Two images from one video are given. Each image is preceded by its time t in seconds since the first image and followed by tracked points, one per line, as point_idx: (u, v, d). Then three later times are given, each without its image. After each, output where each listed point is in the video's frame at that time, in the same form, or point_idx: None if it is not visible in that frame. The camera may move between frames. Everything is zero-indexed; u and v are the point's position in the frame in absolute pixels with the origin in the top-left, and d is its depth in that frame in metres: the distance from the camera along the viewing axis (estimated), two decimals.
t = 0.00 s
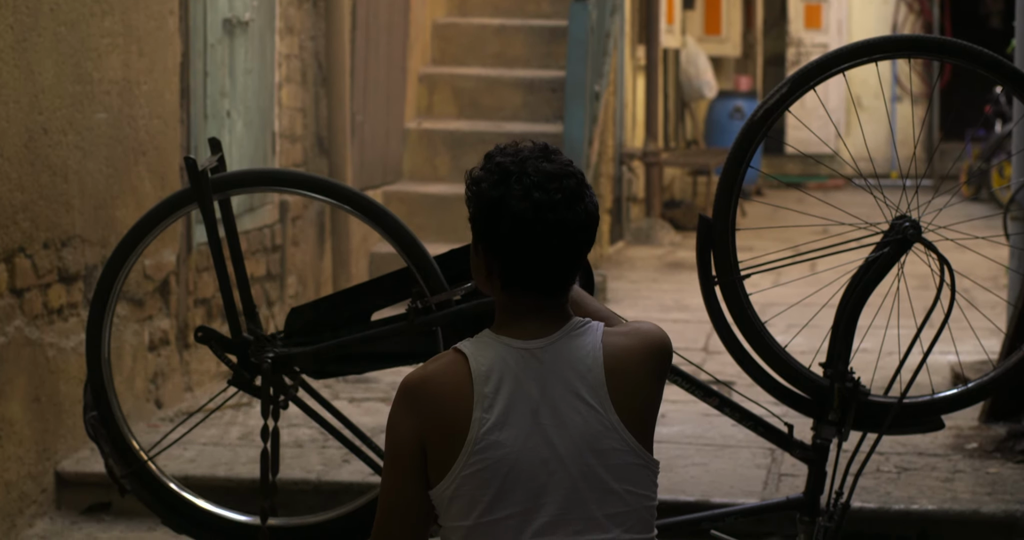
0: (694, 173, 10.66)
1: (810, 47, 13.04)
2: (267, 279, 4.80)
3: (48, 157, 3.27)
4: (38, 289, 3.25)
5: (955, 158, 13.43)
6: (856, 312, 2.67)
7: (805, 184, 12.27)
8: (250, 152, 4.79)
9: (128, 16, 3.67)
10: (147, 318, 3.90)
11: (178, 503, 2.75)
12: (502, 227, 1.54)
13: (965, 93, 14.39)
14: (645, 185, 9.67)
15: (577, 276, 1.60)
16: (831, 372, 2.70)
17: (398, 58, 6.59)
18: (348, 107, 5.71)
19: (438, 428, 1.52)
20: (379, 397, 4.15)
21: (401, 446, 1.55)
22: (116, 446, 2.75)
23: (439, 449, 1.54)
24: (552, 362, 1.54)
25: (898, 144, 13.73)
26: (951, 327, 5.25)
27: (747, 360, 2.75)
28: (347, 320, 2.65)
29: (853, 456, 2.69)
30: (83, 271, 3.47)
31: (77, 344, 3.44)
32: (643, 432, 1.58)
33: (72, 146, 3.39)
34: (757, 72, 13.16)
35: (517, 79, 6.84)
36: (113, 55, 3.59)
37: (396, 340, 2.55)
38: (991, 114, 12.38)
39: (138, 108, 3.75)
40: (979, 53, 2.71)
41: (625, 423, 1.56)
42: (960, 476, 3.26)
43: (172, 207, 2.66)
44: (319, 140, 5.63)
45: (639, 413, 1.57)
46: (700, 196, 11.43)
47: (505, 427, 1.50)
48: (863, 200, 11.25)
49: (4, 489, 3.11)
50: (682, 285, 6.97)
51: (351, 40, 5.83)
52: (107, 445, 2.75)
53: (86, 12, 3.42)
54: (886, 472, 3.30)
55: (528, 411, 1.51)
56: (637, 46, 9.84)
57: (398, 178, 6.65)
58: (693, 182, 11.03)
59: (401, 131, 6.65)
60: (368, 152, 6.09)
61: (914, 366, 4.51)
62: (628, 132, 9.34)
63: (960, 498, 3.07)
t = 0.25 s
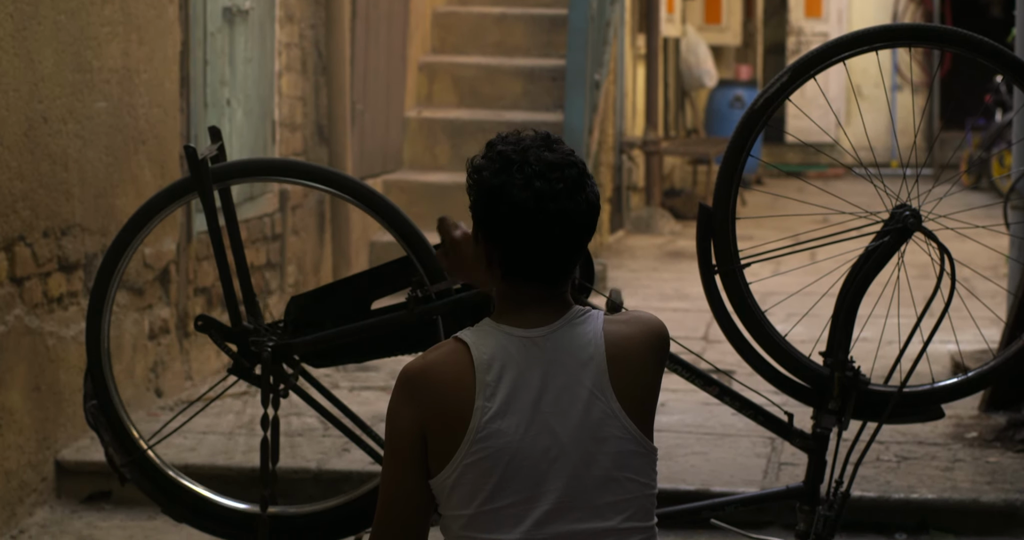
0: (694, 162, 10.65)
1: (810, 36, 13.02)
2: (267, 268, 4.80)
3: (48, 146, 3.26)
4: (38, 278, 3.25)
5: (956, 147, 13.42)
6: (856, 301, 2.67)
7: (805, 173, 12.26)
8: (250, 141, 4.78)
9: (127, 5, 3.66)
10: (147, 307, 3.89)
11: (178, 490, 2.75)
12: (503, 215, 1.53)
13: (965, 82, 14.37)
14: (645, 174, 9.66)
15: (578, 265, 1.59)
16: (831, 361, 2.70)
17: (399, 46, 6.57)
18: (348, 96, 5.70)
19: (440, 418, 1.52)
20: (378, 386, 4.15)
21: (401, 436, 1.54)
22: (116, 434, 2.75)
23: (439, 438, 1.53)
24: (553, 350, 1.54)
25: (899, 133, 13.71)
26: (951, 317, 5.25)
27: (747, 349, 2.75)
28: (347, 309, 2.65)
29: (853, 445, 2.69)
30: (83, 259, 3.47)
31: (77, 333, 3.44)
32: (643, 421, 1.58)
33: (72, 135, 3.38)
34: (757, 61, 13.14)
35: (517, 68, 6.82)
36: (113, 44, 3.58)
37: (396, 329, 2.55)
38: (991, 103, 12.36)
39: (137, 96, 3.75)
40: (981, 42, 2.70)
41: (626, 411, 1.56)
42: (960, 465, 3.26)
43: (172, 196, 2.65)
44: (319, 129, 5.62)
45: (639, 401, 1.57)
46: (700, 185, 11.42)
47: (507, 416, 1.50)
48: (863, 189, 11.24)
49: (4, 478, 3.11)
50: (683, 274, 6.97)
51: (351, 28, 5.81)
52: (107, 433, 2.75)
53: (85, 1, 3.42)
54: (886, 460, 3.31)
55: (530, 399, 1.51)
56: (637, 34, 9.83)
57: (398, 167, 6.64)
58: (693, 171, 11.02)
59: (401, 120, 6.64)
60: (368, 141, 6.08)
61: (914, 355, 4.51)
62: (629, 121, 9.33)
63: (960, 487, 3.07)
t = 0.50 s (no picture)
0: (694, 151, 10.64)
1: (810, 25, 13.00)
2: (267, 257, 4.79)
3: (48, 135, 3.26)
4: (38, 267, 3.25)
5: (956, 136, 13.41)
6: (856, 290, 2.67)
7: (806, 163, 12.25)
8: (250, 130, 4.78)
9: None
10: (147, 296, 3.89)
11: (177, 479, 2.75)
12: (500, 203, 1.53)
13: (966, 71, 14.36)
14: (645, 163, 9.65)
15: (576, 253, 1.59)
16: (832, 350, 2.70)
17: (399, 36, 6.56)
18: (348, 85, 5.69)
19: (439, 407, 1.52)
20: (378, 375, 4.15)
21: (400, 425, 1.54)
22: (116, 424, 2.75)
23: (438, 427, 1.53)
24: (552, 338, 1.54)
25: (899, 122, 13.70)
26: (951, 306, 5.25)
27: (747, 339, 2.75)
28: (347, 298, 2.65)
29: (853, 434, 2.69)
30: (83, 248, 3.47)
31: (77, 322, 3.44)
32: (642, 409, 1.58)
33: (72, 124, 3.38)
34: (757, 50, 13.11)
35: (517, 57, 6.81)
36: (112, 33, 3.57)
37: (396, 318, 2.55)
38: (991, 93, 12.35)
39: (137, 85, 3.74)
40: (980, 31, 2.69)
41: (625, 400, 1.56)
42: (960, 454, 3.26)
43: (172, 186, 2.65)
44: (319, 118, 5.61)
45: (639, 389, 1.57)
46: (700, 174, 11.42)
47: (506, 404, 1.50)
48: (863, 178, 11.23)
49: (4, 467, 3.11)
50: (683, 263, 6.97)
51: (351, 17, 5.80)
52: (107, 423, 2.75)
53: None
54: (886, 450, 3.31)
55: (529, 387, 1.51)
56: (637, 24, 9.81)
57: (398, 156, 6.64)
58: (693, 161, 11.02)
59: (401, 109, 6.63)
60: (368, 130, 6.07)
61: (914, 345, 4.51)
62: (629, 110, 9.32)
63: (960, 477, 3.08)
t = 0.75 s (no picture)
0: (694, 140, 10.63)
1: (811, 14, 12.98)
2: (267, 246, 4.79)
3: (48, 124, 3.25)
4: (38, 256, 3.25)
5: (956, 126, 13.40)
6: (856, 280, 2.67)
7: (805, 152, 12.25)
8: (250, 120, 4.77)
9: None
10: (147, 286, 3.89)
11: (177, 468, 2.75)
12: (499, 192, 1.53)
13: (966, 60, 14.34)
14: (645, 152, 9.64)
15: (576, 242, 1.59)
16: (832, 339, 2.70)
17: (398, 25, 6.55)
18: (349, 74, 5.68)
19: (438, 397, 1.52)
20: (378, 364, 4.15)
21: (400, 414, 1.54)
22: (117, 413, 2.75)
23: (438, 417, 1.53)
24: (552, 327, 1.54)
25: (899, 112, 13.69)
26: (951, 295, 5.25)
27: (747, 328, 2.75)
28: (347, 287, 2.65)
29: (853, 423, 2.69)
30: (83, 238, 3.47)
31: (77, 311, 3.44)
32: (642, 398, 1.58)
33: (72, 114, 3.37)
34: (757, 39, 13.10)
35: (517, 46, 6.80)
36: (112, 22, 3.57)
37: (396, 307, 2.55)
38: (991, 82, 12.34)
39: (137, 74, 3.74)
40: (980, 20, 2.69)
41: (625, 389, 1.56)
42: (960, 443, 3.27)
43: (172, 175, 2.65)
44: (319, 107, 5.61)
45: (639, 379, 1.57)
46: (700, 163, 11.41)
47: (506, 392, 1.50)
48: (863, 167, 11.23)
49: (4, 456, 3.11)
50: (683, 252, 6.97)
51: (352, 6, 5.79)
52: (107, 412, 2.75)
53: None
54: (886, 439, 3.31)
55: (529, 376, 1.51)
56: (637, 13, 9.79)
57: (398, 145, 6.63)
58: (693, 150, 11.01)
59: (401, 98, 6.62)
60: (368, 120, 6.07)
61: (914, 334, 4.52)
62: (629, 99, 9.31)
63: (960, 466, 3.08)
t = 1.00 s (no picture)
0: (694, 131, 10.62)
1: (811, 5, 12.95)
2: (267, 237, 4.79)
3: (48, 115, 3.25)
4: (38, 247, 3.24)
5: (956, 117, 13.39)
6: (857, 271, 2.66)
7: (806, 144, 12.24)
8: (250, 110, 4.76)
9: None
10: (147, 277, 3.89)
11: (178, 459, 2.75)
12: (503, 182, 1.52)
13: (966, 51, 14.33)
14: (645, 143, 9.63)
15: (579, 233, 1.59)
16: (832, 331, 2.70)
17: (398, 16, 6.54)
18: (348, 65, 5.67)
19: (439, 388, 1.52)
20: (378, 355, 4.16)
21: (400, 407, 1.55)
22: (117, 404, 2.75)
23: (439, 408, 1.54)
24: (554, 319, 1.53)
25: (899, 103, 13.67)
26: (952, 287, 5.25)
27: (747, 320, 2.75)
28: (348, 278, 2.64)
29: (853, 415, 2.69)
30: (83, 229, 3.47)
31: (77, 302, 3.44)
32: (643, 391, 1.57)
33: (72, 104, 3.37)
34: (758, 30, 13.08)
35: (517, 37, 6.79)
36: (112, 13, 3.56)
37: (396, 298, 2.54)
38: (992, 73, 12.32)
39: (137, 64, 3.73)
40: (981, 10, 2.68)
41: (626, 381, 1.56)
42: (960, 434, 3.27)
43: (172, 166, 2.65)
44: (319, 99, 5.60)
45: (640, 371, 1.57)
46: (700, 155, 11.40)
47: (507, 384, 1.50)
48: (864, 158, 11.23)
49: (4, 447, 3.11)
50: (683, 243, 6.97)
51: None
52: (107, 403, 2.75)
53: None
54: (886, 430, 3.32)
55: (530, 368, 1.50)
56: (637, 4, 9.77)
57: (398, 137, 6.63)
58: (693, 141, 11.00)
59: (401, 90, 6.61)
60: (368, 111, 6.06)
61: (914, 326, 4.52)
62: (629, 91, 9.30)
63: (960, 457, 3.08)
